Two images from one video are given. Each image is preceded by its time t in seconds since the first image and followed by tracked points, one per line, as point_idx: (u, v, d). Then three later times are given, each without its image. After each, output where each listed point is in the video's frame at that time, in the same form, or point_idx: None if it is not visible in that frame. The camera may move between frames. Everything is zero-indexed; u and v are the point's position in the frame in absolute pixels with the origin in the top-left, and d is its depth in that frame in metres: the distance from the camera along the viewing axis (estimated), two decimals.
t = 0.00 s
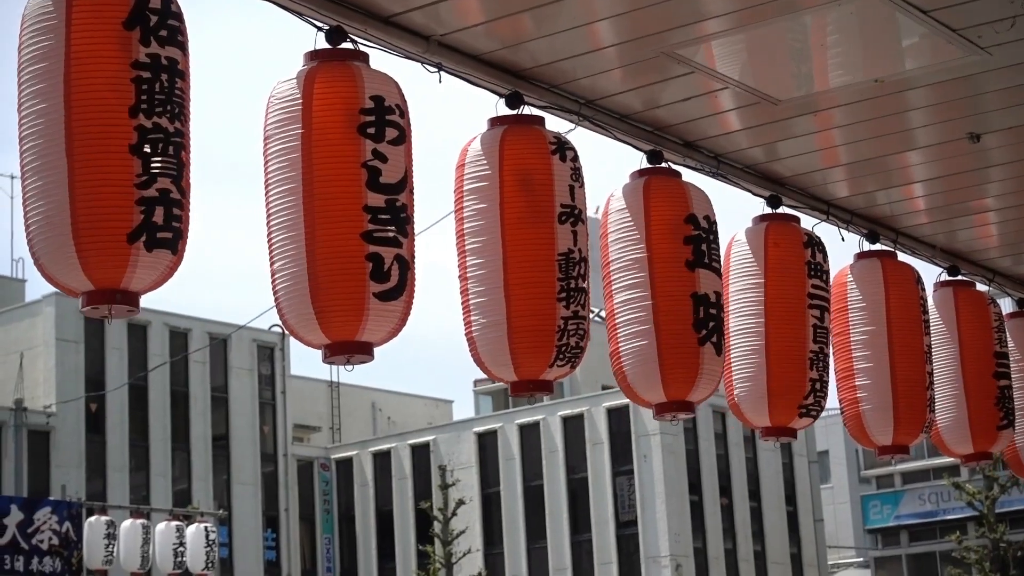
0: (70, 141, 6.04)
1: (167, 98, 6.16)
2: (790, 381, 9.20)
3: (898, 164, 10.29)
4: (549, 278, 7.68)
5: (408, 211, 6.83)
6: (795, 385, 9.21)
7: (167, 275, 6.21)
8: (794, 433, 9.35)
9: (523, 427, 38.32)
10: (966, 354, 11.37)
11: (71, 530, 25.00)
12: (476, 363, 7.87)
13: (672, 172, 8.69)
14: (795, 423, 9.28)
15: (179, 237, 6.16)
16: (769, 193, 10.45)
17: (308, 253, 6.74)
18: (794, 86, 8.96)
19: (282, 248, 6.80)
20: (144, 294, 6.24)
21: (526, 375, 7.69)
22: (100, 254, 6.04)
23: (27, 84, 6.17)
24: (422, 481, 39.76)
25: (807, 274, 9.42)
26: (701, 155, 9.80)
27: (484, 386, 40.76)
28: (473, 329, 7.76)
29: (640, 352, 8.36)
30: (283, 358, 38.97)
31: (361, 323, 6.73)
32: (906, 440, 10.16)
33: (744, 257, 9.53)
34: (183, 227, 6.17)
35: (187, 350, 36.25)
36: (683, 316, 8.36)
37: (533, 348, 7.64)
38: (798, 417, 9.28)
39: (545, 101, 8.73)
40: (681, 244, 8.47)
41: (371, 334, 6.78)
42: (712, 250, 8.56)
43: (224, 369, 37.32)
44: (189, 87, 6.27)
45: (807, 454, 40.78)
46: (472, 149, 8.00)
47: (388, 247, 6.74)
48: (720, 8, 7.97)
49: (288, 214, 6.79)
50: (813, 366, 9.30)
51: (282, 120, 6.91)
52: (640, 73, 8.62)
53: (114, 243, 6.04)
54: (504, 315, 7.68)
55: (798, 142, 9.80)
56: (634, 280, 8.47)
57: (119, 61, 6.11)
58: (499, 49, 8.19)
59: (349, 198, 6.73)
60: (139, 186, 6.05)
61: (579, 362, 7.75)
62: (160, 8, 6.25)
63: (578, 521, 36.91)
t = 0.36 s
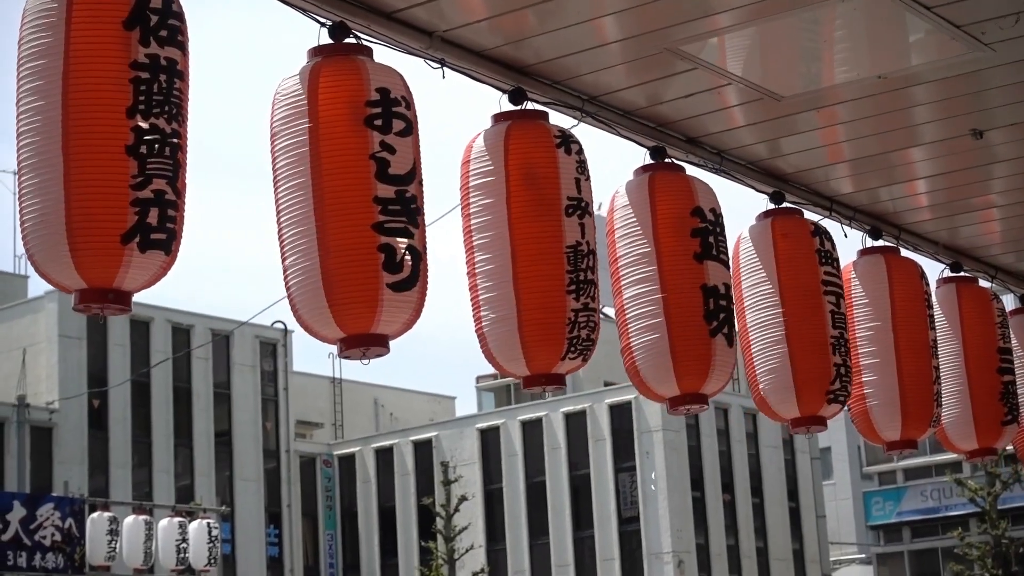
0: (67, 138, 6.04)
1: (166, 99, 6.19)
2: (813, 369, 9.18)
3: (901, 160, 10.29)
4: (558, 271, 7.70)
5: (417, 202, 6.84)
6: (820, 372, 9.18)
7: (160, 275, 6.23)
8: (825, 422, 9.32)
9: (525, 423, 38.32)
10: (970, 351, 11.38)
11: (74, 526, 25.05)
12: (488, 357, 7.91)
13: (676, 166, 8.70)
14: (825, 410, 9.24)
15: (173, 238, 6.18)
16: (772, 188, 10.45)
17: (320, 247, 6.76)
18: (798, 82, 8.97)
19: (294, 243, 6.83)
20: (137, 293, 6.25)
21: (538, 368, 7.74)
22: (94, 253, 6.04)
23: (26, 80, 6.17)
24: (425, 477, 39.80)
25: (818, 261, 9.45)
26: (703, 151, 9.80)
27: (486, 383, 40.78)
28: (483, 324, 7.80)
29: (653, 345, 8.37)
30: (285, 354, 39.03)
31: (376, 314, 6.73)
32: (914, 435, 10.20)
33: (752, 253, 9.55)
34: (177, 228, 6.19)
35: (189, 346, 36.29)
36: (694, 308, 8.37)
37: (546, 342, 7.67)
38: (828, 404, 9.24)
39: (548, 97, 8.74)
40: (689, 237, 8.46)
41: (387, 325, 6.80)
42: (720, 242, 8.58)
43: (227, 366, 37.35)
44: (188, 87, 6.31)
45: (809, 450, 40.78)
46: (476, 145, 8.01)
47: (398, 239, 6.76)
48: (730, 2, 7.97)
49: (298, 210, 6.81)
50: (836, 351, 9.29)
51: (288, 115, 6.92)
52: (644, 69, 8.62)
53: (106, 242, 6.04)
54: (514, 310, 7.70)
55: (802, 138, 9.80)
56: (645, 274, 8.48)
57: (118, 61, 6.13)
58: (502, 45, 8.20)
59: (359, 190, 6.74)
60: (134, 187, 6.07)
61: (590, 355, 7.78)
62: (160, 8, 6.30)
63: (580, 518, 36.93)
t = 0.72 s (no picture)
0: (70, 131, 6.04)
1: (168, 92, 6.18)
2: (829, 359, 9.17)
3: (903, 156, 10.28)
4: (567, 262, 7.69)
5: (425, 190, 6.83)
6: (833, 361, 9.16)
7: (163, 267, 6.23)
8: (842, 411, 9.26)
9: (525, 419, 38.36)
10: (971, 348, 11.36)
11: (74, 519, 25.04)
12: (497, 350, 7.89)
13: (677, 162, 8.69)
14: (840, 401, 9.20)
15: (176, 230, 6.18)
16: (773, 184, 10.44)
17: (328, 238, 6.76)
18: (801, 78, 8.96)
19: (302, 235, 6.82)
20: (140, 284, 6.26)
21: (551, 360, 7.70)
22: (99, 245, 6.06)
23: (29, 71, 6.15)
24: (424, 472, 39.83)
25: (824, 251, 9.44)
26: (705, 147, 9.79)
27: (487, 378, 40.82)
28: (494, 317, 7.79)
29: (650, 342, 8.36)
30: (287, 349, 39.08)
31: (386, 302, 6.72)
32: (918, 431, 10.19)
33: (755, 251, 9.55)
34: (180, 219, 6.19)
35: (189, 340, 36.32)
36: (693, 304, 8.37)
37: (554, 334, 7.64)
38: (844, 393, 9.19)
39: (550, 92, 8.72)
40: (688, 233, 8.46)
41: (396, 316, 6.79)
42: (719, 239, 8.56)
43: (227, 360, 37.36)
44: (192, 78, 6.30)
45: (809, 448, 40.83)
46: (479, 140, 8.00)
47: (406, 229, 6.74)
48: None
49: (304, 203, 6.81)
50: (849, 339, 9.28)
51: (292, 108, 6.92)
52: (647, 64, 8.61)
53: (110, 234, 6.06)
54: (523, 301, 7.69)
55: (805, 134, 9.78)
56: (643, 271, 8.47)
57: (120, 52, 6.12)
58: (504, 40, 8.18)
59: (366, 182, 6.74)
60: (138, 179, 6.08)
61: (603, 344, 7.76)
62: None
63: (579, 514, 36.98)
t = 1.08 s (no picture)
0: (75, 119, 6.06)
1: (173, 76, 6.18)
2: (819, 356, 9.22)
3: (899, 152, 10.29)
4: (568, 253, 7.68)
5: (423, 182, 6.84)
6: (824, 358, 9.22)
7: (173, 253, 6.25)
8: (830, 409, 9.30)
9: (521, 412, 38.35)
10: (965, 345, 11.38)
11: (69, 510, 25.04)
12: (498, 341, 7.92)
13: (673, 158, 8.69)
14: (830, 396, 9.24)
15: (185, 215, 6.18)
16: (770, 179, 10.45)
17: (326, 230, 6.77)
18: (799, 73, 8.97)
19: (301, 226, 6.84)
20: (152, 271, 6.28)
21: (553, 351, 7.69)
22: (107, 232, 6.07)
23: (32, 60, 6.18)
24: (420, 466, 39.83)
25: (818, 248, 9.44)
26: (703, 141, 9.79)
27: (483, 371, 40.83)
28: (495, 309, 7.80)
29: (634, 339, 8.41)
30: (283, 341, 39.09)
31: (385, 293, 6.73)
32: (911, 427, 10.23)
33: (749, 246, 9.57)
34: (189, 204, 6.20)
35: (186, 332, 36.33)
36: (681, 303, 8.39)
37: (553, 325, 7.66)
38: (832, 389, 9.24)
39: (547, 85, 8.73)
40: (679, 232, 8.48)
41: (395, 306, 6.80)
42: (709, 238, 8.57)
43: (224, 352, 37.32)
44: (195, 64, 6.31)
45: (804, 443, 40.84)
46: (477, 133, 8.01)
47: (405, 220, 6.75)
48: None
49: (304, 195, 6.82)
50: (839, 337, 9.34)
51: (291, 100, 6.93)
52: (644, 58, 8.62)
53: (120, 220, 6.06)
54: (524, 292, 7.70)
55: (802, 128, 9.79)
56: (632, 267, 8.47)
57: (122, 38, 6.14)
58: (503, 32, 8.19)
59: (364, 174, 6.75)
60: (146, 164, 6.09)
61: (604, 335, 7.75)
62: None
63: (575, 507, 37.00)
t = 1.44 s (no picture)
0: (87, 108, 6.06)
1: (182, 62, 6.18)
2: (800, 358, 9.23)
3: (900, 146, 10.28)
4: (565, 249, 7.68)
5: (421, 179, 6.85)
6: (804, 359, 9.22)
7: (189, 240, 6.25)
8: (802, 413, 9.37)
9: (521, 407, 38.42)
10: (966, 338, 11.38)
11: (70, 504, 25.03)
12: (494, 336, 7.93)
13: (674, 153, 8.68)
14: (802, 402, 9.31)
15: (201, 199, 6.18)
16: (772, 173, 10.46)
17: (323, 225, 6.78)
18: (797, 67, 8.96)
19: (297, 221, 6.84)
20: (169, 259, 6.29)
21: (547, 347, 7.71)
22: (122, 219, 6.07)
23: (40, 53, 6.19)
24: (421, 460, 39.86)
25: (811, 252, 9.44)
26: (704, 134, 9.78)
27: (484, 366, 40.87)
28: (491, 304, 7.82)
29: (627, 334, 8.41)
30: (285, 336, 39.12)
31: (380, 292, 6.75)
32: (908, 422, 10.17)
33: (746, 239, 9.56)
34: (204, 189, 6.19)
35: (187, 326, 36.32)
36: (675, 300, 8.42)
37: (549, 322, 7.66)
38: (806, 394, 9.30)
39: (549, 78, 8.72)
40: (676, 229, 8.48)
41: (390, 303, 6.82)
42: (707, 235, 8.57)
43: (224, 346, 37.35)
44: (203, 50, 6.31)
45: (806, 438, 40.86)
46: (478, 127, 8.00)
47: (401, 217, 6.75)
48: None
49: (302, 190, 6.82)
50: (820, 344, 9.32)
51: (290, 94, 6.92)
52: (645, 52, 8.61)
53: (135, 208, 6.06)
54: (521, 288, 7.70)
55: (803, 123, 9.79)
56: (627, 262, 8.47)
57: (130, 27, 6.14)
58: (504, 26, 8.18)
59: (361, 171, 6.75)
60: (159, 149, 6.08)
61: (598, 332, 7.76)
62: None
63: (576, 502, 37.03)
